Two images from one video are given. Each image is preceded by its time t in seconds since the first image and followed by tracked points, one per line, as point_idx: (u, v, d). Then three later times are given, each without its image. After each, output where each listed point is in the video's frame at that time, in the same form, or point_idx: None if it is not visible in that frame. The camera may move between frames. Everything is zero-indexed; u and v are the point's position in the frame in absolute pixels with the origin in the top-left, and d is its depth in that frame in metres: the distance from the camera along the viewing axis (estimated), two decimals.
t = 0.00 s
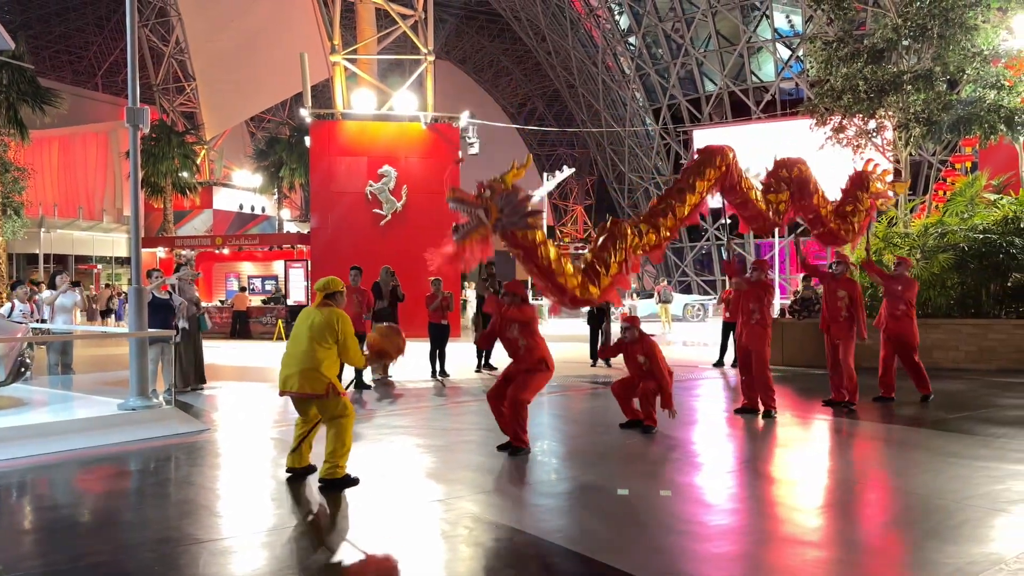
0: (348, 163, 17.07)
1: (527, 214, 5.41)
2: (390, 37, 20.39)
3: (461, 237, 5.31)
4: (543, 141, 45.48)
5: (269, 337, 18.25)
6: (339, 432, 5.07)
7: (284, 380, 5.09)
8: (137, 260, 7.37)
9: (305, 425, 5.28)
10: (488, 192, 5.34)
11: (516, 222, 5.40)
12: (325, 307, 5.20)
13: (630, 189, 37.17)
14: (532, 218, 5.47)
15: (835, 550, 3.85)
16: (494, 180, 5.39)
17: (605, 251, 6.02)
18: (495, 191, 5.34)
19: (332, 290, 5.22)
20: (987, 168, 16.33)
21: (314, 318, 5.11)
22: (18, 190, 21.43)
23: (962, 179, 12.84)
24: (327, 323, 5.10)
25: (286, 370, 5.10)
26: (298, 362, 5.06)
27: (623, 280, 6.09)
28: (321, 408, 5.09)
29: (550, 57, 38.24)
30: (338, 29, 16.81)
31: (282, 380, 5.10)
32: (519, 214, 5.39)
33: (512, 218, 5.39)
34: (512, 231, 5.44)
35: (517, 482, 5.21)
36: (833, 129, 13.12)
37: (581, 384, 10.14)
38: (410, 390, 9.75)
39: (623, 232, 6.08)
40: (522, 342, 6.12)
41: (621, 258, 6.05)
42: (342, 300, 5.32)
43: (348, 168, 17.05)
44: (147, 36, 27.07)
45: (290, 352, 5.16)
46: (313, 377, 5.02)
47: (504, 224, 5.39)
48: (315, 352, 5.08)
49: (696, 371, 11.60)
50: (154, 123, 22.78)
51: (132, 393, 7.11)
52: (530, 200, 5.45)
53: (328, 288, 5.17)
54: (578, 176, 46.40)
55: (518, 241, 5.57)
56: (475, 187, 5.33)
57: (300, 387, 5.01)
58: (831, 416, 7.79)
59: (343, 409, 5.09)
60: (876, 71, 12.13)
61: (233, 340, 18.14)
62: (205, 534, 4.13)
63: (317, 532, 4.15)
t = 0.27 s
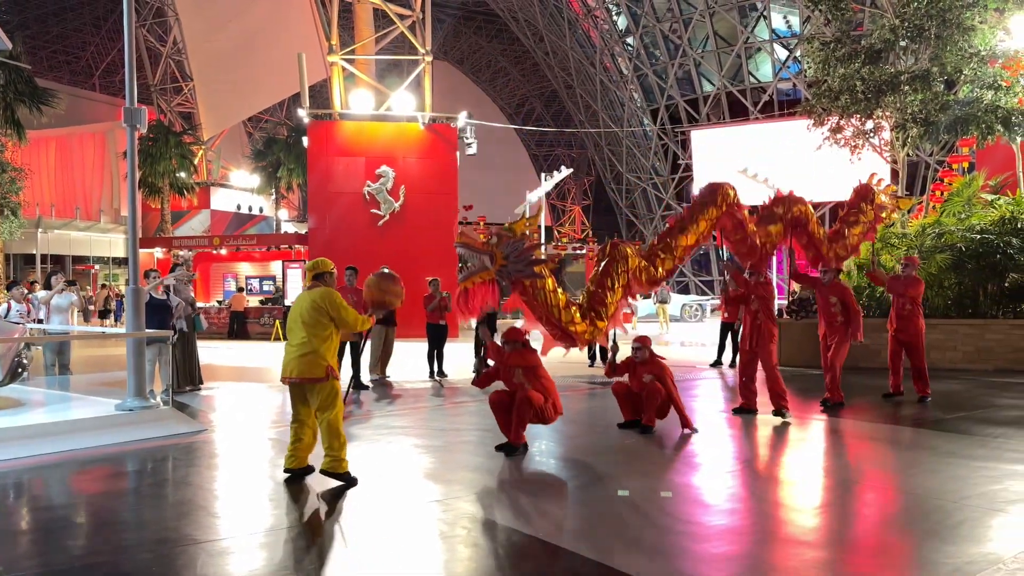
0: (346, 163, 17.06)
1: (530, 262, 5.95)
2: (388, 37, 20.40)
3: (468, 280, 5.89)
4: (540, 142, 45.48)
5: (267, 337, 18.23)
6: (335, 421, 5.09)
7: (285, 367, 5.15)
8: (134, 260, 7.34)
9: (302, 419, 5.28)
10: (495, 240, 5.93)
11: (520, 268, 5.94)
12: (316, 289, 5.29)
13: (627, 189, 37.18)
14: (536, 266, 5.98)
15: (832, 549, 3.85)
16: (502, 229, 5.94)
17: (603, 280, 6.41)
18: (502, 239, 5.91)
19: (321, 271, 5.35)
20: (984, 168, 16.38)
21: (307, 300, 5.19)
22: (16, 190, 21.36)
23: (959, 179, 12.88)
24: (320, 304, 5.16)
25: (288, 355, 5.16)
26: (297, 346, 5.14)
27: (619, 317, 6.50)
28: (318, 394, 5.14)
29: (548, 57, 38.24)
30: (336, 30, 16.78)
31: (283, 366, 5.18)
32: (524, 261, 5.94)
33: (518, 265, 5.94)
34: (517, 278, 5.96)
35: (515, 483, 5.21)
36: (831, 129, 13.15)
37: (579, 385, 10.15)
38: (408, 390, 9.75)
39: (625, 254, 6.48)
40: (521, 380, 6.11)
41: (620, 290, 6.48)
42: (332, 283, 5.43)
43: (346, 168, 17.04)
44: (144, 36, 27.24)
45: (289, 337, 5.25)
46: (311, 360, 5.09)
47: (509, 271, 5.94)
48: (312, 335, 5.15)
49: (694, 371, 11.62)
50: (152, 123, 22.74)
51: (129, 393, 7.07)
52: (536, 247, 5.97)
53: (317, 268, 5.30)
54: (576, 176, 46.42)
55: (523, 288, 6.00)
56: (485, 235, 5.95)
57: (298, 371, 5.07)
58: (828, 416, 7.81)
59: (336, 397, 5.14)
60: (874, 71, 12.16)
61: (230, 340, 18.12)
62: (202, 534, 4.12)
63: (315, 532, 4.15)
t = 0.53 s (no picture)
0: (343, 163, 17.04)
1: (541, 270, 6.19)
2: (385, 37, 20.39)
3: (480, 292, 6.16)
4: (538, 142, 45.49)
5: (264, 338, 18.20)
6: (333, 425, 5.03)
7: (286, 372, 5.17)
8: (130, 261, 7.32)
9: (302, 424, 5.26)
10: (504, 252, 6.18)
11: (530, 279, 6.17)
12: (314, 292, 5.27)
13: (625, 189, 37.23)
14: (546, 274, 6.20)
15: (828, 549, 3.86)
16: (511, 241, 6.19)
17: (606, 287, 6.53)
18: (511, 251, 6.15)
19: (318, 273, 5.32)
20: (980, 169, 16.43)
21: (304, 303, 5.18)
22: (12, 190, 21.29)
23: (956, 179, 12.92)
24: (316, 307, 5.13)
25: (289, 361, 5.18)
26: (297, 353, 5.14)
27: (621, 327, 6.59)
28: (316, 398, 5.09)
29: (546, 58, 38.22)
30: (333, 30, 16.77)
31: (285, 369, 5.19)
32: (535, 271, 6.17)
33: (528, 276, 6.18)
34: (527, 288, 6.22)
35: (511, 483, 5.21)
36: (828, 129, 13.17)
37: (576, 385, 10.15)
38: (405, 390, 9.75)
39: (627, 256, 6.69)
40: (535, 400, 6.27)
41: (623, 296, 6.59)
42: (331, 284, 5.40)
43: (344, 169, 17.02)
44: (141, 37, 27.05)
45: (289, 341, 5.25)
46: (310, 366, 5.09)
47: (520, 281, 6.17)
48: (310, 341, 5.14)
49: (692, 371, 11.63)
50: (149, 123, 22.69)
51: (126, 394, 7.07)
52: (546, 257, 6.18)
53: (313, 270, 5.28)
54: (574, 177, 46.45)
55: (530, 298, 6.26)
56: (494, 249, 6.22)
57: (297, 377, 5.08)
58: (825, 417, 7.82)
59: (335, 402, 5.09)
60: (871, 72, 12.19)
61: (228, 340, 18.12)
62: (200, 535, 4.11)
63: (312, 533, 4.14)
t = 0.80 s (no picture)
0: (339, 163, 17.02)
1: (554, 270, 6.27)
2: (381, 37, 20.37)
3: (495, 296, 6.22)
4: (534, 142, 45.48)
5: (259, 338, 18.17)
6: (333, 436, 4.93)
7: (290, 378, 5.08)
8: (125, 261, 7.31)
9: (301, 429, 5.18)
10: (516, 254, 6.24)
11: (544, 279, 6.26)
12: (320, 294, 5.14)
13: (620, 189, 37.26)
14: (559, 275, 6.30)
15: (823, 549, 3.86)
16: (521, 243, 6.27)
17: (614, 292, 6.74)
18: (522, 253, 6.21)
19: (325, 274, 5.17)
20: (976, 169, 16.43)
21: (309, 308, 5.05)
22: (6, 190, 21.20)
23: (951, 179, 12.95)
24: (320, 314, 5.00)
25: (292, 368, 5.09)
26: (299, 362, 5.04)
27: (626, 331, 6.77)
28: (319, 410, 5.00)
29: (542, 58, 38.18)
30: (329, 29, 16.73)
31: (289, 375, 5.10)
32: (548, 271, 6.25)
33: (542, 277, 6.27)
34: (540, 289, 6.31)
35: (506, 483, 5.20)
36: (823, 130, 13.19)
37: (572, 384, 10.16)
38: (401, 390, 9.74)
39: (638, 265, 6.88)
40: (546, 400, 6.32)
41: (629, 303, 6.77)
42: (338, 285, 5.26)
43: (340, 169, 17.00)
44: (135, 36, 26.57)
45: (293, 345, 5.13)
46: (314, 377, 5.00)
47: (534, 283, 6.27)
48: (312, 351, 5.02)
49: (688, 371, 11.64)
50: (144, 122, 22.63)
51: (122, 395, 7.09)
52: (557, 257, 6.25)
53: (320, 272, 5.11)
54: (570, 177, 46.44)
55: (542, 299, 6.34)
56: (506, 253, 6.26)
57: (300, 387, 5.01)
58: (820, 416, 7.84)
59: (338, 414, 4.99)
60: (866, 73, 12.22)
61: (223, 340, 18.09)
62: (195, 536, 4.10)
63: (307, 533, 4.13)
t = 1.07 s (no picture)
0: (335, 162, 16.99)
1: (554, 273, 6.24)
2: (376, 37, 20.34)
3: (499, 300, 6.03)
4: (529, 141, 45.47)
5: (254, 338, 18.13)
6: (321, 432, 4.92)
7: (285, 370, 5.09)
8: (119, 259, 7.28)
9: (292, 423, 5.17)
10: (519, 258, 6.08)
11: (545, 281, 6.22)
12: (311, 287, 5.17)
13: (616, 189, 37.28)
14: (558, 277, 6.27)
15: (817, 548, 3.87)
16: (520, 245, 6.13)
17: (622, 303, 7.00)
18: (525, 256, 6.08)
19: (315, 268, 5.22)
20: (971, 168, 16.48)
21: (302, 301, 5.08)
22: None
23: (945, 179, 12.99)
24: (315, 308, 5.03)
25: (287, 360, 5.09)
26: (294, 354, 5.04)
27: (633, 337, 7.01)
28: (311, 403, 5.01)
29: (537, 57, 38.14)
30: (324, 28, 16.71)
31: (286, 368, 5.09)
32: (548, 274, 6.23)
33: (542, 279, 6.22)
34: (541, 290, 6.27)
35: (502, 482, 5.20)
36: (818, 129, 13.22)
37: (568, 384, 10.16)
38: (396, 390, 9.73)
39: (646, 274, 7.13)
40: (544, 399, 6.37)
41: (637, 313, 7.04)
42: (327, 279, 5.30)
43: (335, 168, 16.97)
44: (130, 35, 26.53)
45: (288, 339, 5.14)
46: (309, 367, 5.00)
47: (536, 285, 6.20)
48: (305, 340, 5.03)
49: (684, 370, 11.64)
50: (139, 121, 22.54)
51: (115, 394, 7.05)
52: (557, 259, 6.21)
53: (309, 265, 5.17)
54: (565, 176, 46.44)
55: (541, 300, 6.35)
56: (508, 256, 6.08)
57: (296, 378, 5.02)
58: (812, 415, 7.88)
59: (328, 406, 5.01)
60: (861, 73, 12.25)
61: (218, 340, 18.03)
62: (190, 536, 4.08)
63: (301, 533, 4.12)
